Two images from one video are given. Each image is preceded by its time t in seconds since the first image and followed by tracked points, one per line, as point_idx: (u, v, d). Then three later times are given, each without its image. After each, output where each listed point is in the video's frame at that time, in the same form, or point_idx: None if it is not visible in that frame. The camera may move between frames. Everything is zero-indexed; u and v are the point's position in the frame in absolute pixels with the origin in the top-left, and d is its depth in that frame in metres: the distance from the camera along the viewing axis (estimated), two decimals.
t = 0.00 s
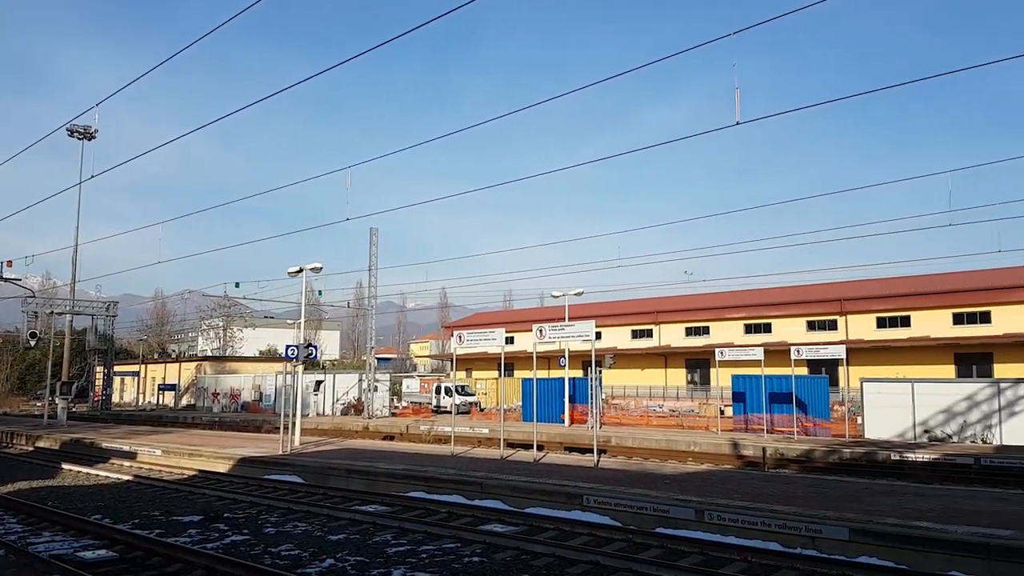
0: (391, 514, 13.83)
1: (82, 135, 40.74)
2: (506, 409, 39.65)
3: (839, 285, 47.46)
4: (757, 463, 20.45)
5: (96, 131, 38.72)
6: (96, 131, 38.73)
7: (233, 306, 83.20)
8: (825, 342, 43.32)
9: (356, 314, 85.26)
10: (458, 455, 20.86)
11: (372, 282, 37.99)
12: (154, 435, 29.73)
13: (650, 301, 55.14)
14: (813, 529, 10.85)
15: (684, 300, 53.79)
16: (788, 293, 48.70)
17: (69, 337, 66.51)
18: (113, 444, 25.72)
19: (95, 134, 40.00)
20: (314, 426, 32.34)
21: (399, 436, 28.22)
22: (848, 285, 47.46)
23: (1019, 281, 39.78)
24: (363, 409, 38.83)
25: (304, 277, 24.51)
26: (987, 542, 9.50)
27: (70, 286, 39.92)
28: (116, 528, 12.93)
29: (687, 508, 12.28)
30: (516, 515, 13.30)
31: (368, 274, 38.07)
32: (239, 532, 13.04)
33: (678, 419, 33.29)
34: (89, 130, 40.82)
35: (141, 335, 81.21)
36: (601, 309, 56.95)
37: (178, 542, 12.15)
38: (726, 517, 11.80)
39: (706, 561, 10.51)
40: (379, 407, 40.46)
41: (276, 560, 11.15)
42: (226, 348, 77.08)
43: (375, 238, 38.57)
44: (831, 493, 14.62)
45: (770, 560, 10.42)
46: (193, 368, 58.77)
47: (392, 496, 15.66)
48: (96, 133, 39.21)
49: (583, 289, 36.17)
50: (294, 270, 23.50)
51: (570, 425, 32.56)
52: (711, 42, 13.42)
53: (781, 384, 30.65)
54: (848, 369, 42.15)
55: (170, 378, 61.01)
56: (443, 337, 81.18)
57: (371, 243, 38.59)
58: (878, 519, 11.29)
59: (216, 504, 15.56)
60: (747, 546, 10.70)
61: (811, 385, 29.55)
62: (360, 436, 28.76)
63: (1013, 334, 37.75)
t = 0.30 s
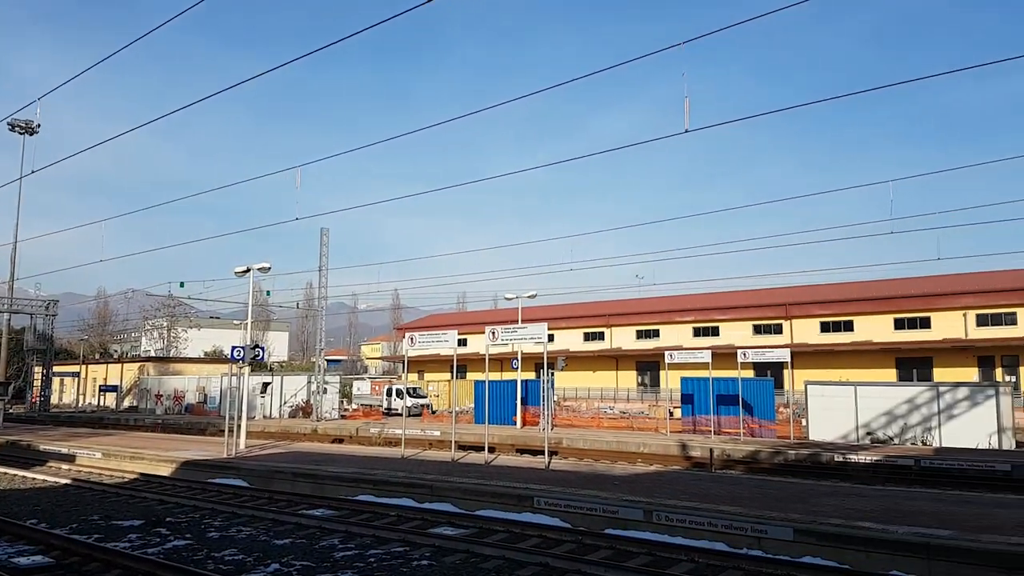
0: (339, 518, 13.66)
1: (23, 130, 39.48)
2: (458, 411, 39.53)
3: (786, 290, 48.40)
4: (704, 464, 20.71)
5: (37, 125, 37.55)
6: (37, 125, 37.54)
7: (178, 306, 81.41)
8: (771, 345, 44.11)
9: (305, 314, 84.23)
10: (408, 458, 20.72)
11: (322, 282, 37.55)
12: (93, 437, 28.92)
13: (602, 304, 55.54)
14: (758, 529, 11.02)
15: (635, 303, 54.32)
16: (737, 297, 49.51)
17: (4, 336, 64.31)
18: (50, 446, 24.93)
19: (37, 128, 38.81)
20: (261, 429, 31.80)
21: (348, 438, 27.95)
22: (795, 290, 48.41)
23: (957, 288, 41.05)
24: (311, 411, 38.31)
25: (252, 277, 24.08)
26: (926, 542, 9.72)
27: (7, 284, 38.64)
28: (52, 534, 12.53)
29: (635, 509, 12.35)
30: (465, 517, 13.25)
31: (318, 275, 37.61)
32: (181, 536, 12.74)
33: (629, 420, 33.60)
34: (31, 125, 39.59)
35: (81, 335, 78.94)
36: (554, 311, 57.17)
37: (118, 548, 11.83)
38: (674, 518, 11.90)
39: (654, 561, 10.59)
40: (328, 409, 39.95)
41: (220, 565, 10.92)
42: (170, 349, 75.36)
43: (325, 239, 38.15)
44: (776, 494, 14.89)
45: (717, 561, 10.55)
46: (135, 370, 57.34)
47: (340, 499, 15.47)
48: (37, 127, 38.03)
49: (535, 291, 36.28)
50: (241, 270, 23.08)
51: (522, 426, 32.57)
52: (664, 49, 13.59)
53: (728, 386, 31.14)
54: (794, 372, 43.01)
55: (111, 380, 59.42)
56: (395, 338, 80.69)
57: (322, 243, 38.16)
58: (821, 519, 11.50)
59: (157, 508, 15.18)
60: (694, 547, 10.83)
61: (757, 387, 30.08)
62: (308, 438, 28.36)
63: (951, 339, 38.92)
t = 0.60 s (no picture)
0: (285, 522, 13.40)
1: None
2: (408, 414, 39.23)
3: (734, 295, 49.17)
4: (654, 465, 20.89)
5: None
6: None
7: (119, 306, 79.25)
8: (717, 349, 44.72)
9: (252, 315, 82.84)
10: (357, 461, 20.48)
11: (269, 282, 36.91)
12: (28, 441, 27.93)
13: (554, 307, 55.75)
14: (706, 529, 11.12)
15: (586, 306, 54.65)
16: (686, 301, 50.15)
17: None
18: None
19: None
20: (204, 432, 31.11)
21: (295, 442, 27.50)
22: (742, 295, 49.22)
23: (897, 293, 42.13)
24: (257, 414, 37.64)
25: (195, 276, 23.53)
26: (868, 541, 9.89)
27: None
28: None
29: (585, 510, 12.35)
30: (415, 521, 13.11)
31: (265, 274, 36.96)
32: (120, 542, 12.36)
33: (580, 422, 33.75)
34: None
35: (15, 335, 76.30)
36: (506, 314, 57.21)
37: (52, 555, 11.42)
38: (623, 519, 11.94)
39: (604, 563, 10.61)
40: (274, 412, 39.27)
41: (161, 571, 10.62)
42: (110, 349, 73.32)
43: (273, 238, 37.54)
44: (724, 495, 15.07)
45: (666, 561, 10.62)
46: (73, 371, 55.64)
47: (286, 504, 15.19)
48: None
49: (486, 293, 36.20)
50: (184, 269, 22.58)
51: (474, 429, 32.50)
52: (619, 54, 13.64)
53: (677, 389, 31.49)
54: (740, 375, 43.75)
55: (48, 381, 57.54)
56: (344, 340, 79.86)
57: (269, 243, 37.56)
58: (767, 519, 11.66)
59: (95, 513, 14.71)
60: (643, 547, 10.89)
61: (704, 389, 30.46)
62: (254, 441, 27.85)
63: (891, 344, 39.95)
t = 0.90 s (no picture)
0: (229, 527, 13.16)
1: None
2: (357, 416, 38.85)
3: (683, 299, 49.88)
4: (604, 466, 21.02)
5: None
6: None
7: (56, 306, 76.85)
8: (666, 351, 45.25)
9: (196, 316, 81.17)
10: (305, 465, 20.21)
11: (214, 282, 36.21)
12: None
13: (506, 309, 55.80)
14: (653, 529, 11.24)
15: (538, 309, 54.84)
16: (637, 304, 50.69)
17: None
18: None
19: None
20: (146, 436, 30.31)
21: (241, 446, 27.01)
22: (691, 299, 49.94)
23: (840, 298, 43.16)
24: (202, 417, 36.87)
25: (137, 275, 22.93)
26: (809, 540, 10.10)
27: None
28: None
29: (535, 512, 12.38)
30: (362, 525, 13.00)
31: (210, 274, 36.26)
32: (55, 549, 11.99)
33: (531, 424, 33.79)
34: None
35: None
36: (458, 316, 57.08)
37: None
38: (572, 520, 12.00)
39: (552, 564, 10.67)
40: (219, 415, 38.50)
41: None
42: (47, 350, 71.05)
43: (219, 237, 36.84)
44: (671, 495, 15.26)
45: (613, 561, 10.71)
46: (8, 373, 53.76)
47: (231, 509, 14.91)
48: None
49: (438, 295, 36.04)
50: (126, 267, 22.01)
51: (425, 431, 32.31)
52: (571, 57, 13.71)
53: (626, 391, 31.75)
54: (688, 377, 44.44)
55: None
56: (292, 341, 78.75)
57: (214, 241, 36.84)
58: (713, 519, 11.83)
59: (29, 519, 14.24)
60: (591, 548, 10.98)
61: (653, 391, 30.77)
62: (198, 445, 27.25)
63: (833, 347, 40.94)
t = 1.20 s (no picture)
0: (172, 533, 12.92)
1: None
2: (307, 420, 38.39)
3: (635, 301, 50.45)
4: (555, 467, 21.14)
5: None
6: None
7: None
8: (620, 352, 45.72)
9: (142, 316, 79.38)
10: (253, 469, 19.92)
11: (160, 281, 35.47)
12: None
13: (459, 311, 55.73)
14: (600, 530, 11.35)
15: (492, 311, 54.89)
16: (590, 306, 51.08)
17: None
18: None
19: None
20: (87, 439, 29.54)
21: (186, 450, 26.49)
22: (643, 301, 50.51)
23: (789, 301, 44.07)
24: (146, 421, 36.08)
25: (79, 274, 22.36)
26: (753, 539, 10.29)
27: None
28: None
29: (484, 514, 12.38)
30: (309, 530, 12.87)
31: (156, 273, 35.53)
32: None
33: (484, 426, 33.80)
34: None
35: None
36: (411, 317, 56.83)
37: None
38: (522, 522, 12.03)
39: (501, 566, 10.71)
40: (164, 418, 37.71)
41: None
42: None
43: (165, 235, 36.11)
44: (620, 496, 15.41)
45: (561, 562, 10.79)
46: None
47: (174, 514, 14.63)
48: None
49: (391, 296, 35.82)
50: (67, 266, 21.45)
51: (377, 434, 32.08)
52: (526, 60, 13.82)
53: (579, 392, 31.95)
54: (640, 378, 45.00)
55: None
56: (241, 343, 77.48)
57: (160, 240, 36.09)
58: (659, 519, 12.00)
59: None
60: (540, 550, 11.04)
61: (605, 392, 31.02)
62: (141, 449, 26.66)
63: (780, 349, 41.80)
